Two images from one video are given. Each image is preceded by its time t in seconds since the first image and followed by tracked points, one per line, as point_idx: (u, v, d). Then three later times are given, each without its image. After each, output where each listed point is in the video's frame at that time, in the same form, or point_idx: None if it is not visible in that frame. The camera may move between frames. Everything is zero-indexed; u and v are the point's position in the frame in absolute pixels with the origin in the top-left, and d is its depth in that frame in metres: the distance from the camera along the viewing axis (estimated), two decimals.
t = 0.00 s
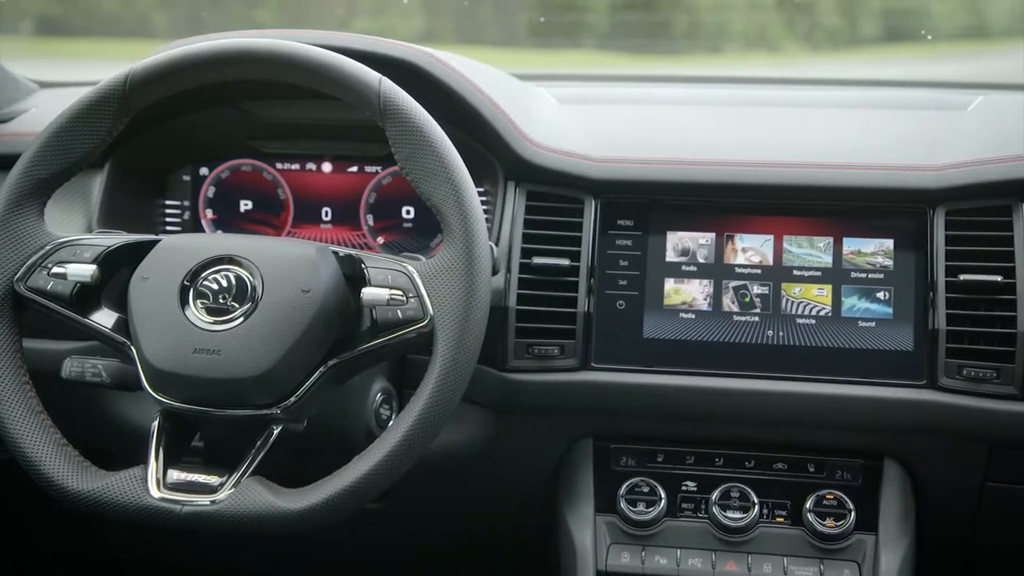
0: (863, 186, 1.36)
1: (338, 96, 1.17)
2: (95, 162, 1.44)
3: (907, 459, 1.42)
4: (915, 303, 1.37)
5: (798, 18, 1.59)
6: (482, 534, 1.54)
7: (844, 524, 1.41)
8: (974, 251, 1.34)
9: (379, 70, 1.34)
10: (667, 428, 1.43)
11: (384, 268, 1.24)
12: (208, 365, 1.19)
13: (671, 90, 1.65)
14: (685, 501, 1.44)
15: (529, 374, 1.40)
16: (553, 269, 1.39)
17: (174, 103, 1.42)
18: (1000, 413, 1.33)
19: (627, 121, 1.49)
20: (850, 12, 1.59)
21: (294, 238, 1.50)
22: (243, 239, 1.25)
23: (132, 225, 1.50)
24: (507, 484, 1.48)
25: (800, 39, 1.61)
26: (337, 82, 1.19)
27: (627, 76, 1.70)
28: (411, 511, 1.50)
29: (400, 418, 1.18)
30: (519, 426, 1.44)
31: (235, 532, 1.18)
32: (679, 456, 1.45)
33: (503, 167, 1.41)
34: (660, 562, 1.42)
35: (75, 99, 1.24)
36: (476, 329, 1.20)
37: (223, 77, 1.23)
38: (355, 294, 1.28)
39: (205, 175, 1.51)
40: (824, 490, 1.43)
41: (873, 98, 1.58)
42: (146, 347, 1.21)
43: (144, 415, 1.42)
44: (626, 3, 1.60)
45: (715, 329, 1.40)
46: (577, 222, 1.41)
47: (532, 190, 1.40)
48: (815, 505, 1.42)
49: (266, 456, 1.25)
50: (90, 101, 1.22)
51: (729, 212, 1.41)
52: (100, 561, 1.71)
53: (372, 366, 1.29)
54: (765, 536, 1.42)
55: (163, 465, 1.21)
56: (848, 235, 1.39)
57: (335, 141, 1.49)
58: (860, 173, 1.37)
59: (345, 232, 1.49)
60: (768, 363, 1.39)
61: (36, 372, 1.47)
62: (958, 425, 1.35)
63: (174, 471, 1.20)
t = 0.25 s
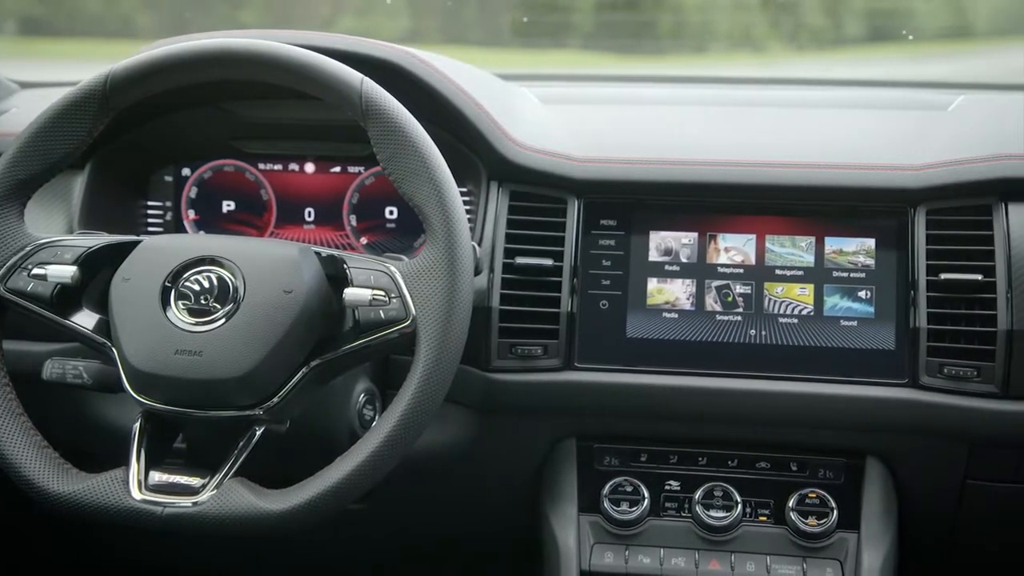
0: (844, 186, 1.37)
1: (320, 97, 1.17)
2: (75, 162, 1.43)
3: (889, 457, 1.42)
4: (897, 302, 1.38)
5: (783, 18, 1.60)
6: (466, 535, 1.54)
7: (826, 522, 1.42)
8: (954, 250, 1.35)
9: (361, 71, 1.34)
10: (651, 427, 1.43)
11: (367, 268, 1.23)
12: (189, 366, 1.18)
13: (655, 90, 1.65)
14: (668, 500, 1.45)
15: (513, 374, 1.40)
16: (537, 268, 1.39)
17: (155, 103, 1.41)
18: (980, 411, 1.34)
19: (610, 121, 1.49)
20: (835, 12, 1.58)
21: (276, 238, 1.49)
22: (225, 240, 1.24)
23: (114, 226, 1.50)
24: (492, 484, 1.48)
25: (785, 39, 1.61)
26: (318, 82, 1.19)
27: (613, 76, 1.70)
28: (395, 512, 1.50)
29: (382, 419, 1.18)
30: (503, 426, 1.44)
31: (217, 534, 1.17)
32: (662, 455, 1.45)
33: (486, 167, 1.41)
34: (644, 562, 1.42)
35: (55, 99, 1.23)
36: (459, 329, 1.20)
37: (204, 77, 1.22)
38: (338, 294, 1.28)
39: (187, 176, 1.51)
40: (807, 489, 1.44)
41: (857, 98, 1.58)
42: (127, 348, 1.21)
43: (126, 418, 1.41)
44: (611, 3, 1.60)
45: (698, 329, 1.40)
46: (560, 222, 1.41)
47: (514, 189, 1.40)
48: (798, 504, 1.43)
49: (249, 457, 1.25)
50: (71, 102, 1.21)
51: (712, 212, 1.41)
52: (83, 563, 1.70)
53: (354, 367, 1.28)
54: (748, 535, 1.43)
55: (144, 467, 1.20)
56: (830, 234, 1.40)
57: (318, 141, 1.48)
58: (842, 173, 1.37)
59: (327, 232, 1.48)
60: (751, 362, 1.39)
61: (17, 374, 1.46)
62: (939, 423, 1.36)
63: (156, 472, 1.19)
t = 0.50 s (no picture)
0: (829, 186, 1.37)
1: (304, 97, 1.17)
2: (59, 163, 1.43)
3: (874, 456, 1.43)
4: (881, 301, 1.38)
5: (771, 17, 1.60)
6: (453, 534, 1.54)
7: (812, 521, 1.42)
8: (938, 249, 1.36)
9: (346, 71, 1.34)
10: (637, 427, 1.44)
11: (352, 269, 1.23)
12: (174, 367, 1.18)
13: (642, 90, 1.65)
14: (654, 500, 1.45)
15: (498, 374, 1.40)
16: (522, 269, 1.39)
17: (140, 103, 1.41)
18: (964, 409, 1.34)
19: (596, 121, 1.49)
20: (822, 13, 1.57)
21: (262, 239, 1.49)
22: (210, 240, 1.24)
23: (98, 227, 1.49)
24: (478, 484, 1.48)
25: (773, 39, 1.61)
26: (303, 82, 1.19)
27: (601, 76, 1.70)
28: (382, 513, 1.50)
29: (367, 419, 1.18)
30: (489, 425, 1.44)
31: (202, 535, 1.17)
32: (648, 454, 1.45)
33: (471, 167, 1.41)
34: (630, 561, 1.42)
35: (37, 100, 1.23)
36: (444, 329, 1.20)
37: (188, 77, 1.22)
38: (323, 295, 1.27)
39: (172, 177, 1.50)
40: (792, 488, 1.44)
41: (842, 98, 1.58)
42: (111, 349, 1.21)
43: (111, 420, 1.41)
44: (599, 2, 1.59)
45: (684, 329, 1.41)
46: (545, 222, 1.41)
47: (500, 189, 1.40)
48: (783, 503, 1.43)
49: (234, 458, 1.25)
50: (53, 102, 1.21)
51: (697, 212, 1.42)
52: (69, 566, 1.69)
53: (340, 368, 1.28)
54: (733, 534, 1.43)
55: (129, 468, 1.20)
56: (815, 234, 1.40)
57: (303, 141, 1.48)
58: (826, 173, 1.38)
59: (313, 233, 1.48)
60: (736, 361, 1.40)
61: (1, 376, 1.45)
62: (923, 422, 1.36)
63: (141, 474, 1.19)
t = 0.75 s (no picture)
0: (813, 186, 1.38)
1: (289, 97, 1.17)
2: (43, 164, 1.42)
3: (859, 455, 1.43)
4: (866, 301, 1.38)
5: (759, 18, 1.59)
6: (439, 535, 1.54)
7: (797, 520, 1.43)
8: (922, 249, 1.36)
9: (331, 71, 1.33)
10: (623, 426, 1.44)
11: (337, 269, 1.23)
12: (158, 368, 1.18)
13: (629, 91, 1.65)
14: (640, 499, 1.45)
15: (484, 375, 1.40)
16: (507, 269, 1.39)
17: (124, 104, 1.40)
18: (948, 408, 1.35)
19: (582, 121, 1.49)
20: (809, 13, 1.58)
21: (247, 239, 1.49)
22: (194, 241, 1.23)
23: (83, 228, 1.49)
24: (464, 485, 1.48)
25: (761, 39, 1.61)
26: (287, 82, 1.18)
27: (588, 76, 1.70)
28: (368, 513, 1.50)
29: (352, 420, 1.17)
30: (476, 425, 1.44)
31: (186, 536, 1.17)
32: (634, 454, 1.46)
33: (457, 167, 1.41)
34: (616, 561, 1.42)
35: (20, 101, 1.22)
36: (429, 329, 1.20)
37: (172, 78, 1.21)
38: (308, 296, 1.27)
39: (157, 177, 1.50)
40: (778, 487, 1.44)
41: (828, 98, 1.59)
42: (95, 351, 1.20)
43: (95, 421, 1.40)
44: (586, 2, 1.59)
45: (669, 328, 1.41)
46: (530, 222, 1.41)
47: (485, 190, 1.40)
48: (769, 502, 1.43)
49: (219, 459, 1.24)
50: (35, 103, 1.20)
51: (682, 212, 1.42)
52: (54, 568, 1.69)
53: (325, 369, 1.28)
54: (719, 534, 1.43)
55: (113, 469, 1.20)
56: (799, 234, 1.40)
57: (288, 142, 1.48)
58: (811, 172, 1.38)
59: (299, 233, 1.48)
60: (722, 360, 1.40)
61: None
62: (907, 421, 1.37)
63: (125, 475, 1.19)
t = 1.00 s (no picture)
0: (798, 185, 1.38)
1: (273, 97, 1.17)
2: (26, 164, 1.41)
3: (844, 454, 1.43)
4: (850, 300, 1.39)
5: (747, 18, 1.59)
6: (426, 535, 1.54)
7: (782, 519, 1.43)
8: (905, 248, 1.37)
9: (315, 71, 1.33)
10: (609, 426, 1.44)
11: (322, 269, 1.23)
12: (142, 370, 1.17)
13: (616, 91, 1.65)
14: (626, 498, 1.45)
15: (470, 375, 1.40)
16: (493, 269, 1.39)
17: (109, 104, 1.40)
18: (932, 406, 1.35)
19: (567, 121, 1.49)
20: (797, 13, 1.59)
21: (233, 240, 1.48)
22: (178, 242, 1.23)
23: (66, 229, 1.48)
24: (450, 484, 1.48)
25: (748, 38, 1.60)
26: (271, 82, 1.18)
27: (576, 76, 1.70)
28: (354, 514, 1.49)
29: (337, 420, 1.17)
30: (462, 425, 1.44)
31: (170, 538, 1.16)
32: (620, 454, 1.46)
33: (442, 167, 1.41)
34: (602, 560, 1.42)
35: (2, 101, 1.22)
36: (415, 330, 1.20)
37: (156, 78, 1.21)
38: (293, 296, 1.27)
39: (141, 178, 1.50)
40: (763, 486, 1.45)
41: (814, 98, 1.59)
42: (78, 353, 1.20)
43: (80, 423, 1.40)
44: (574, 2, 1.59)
45: (654, 328, 1.41)
46: (516, 222, 1.41)
47: (470, 190, 1.40)
48: (754, 500, 1.44)
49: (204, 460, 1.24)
50: (18, 103, 1.20)
51: (668, 212, 1.42)
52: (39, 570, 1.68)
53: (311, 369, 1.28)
54: (705, 533, 1.43)
55: (96, 472, 1.19)
56: (784, 233, 1.41)
57: (273, 142, 1.48)
58: (796, 172, 1.38)
59: (284, 234, 1.48)
60: (706, 359, 1.40)
61: None
62: (892, 419, 1.37)
63: (108, 477, 1.19)
